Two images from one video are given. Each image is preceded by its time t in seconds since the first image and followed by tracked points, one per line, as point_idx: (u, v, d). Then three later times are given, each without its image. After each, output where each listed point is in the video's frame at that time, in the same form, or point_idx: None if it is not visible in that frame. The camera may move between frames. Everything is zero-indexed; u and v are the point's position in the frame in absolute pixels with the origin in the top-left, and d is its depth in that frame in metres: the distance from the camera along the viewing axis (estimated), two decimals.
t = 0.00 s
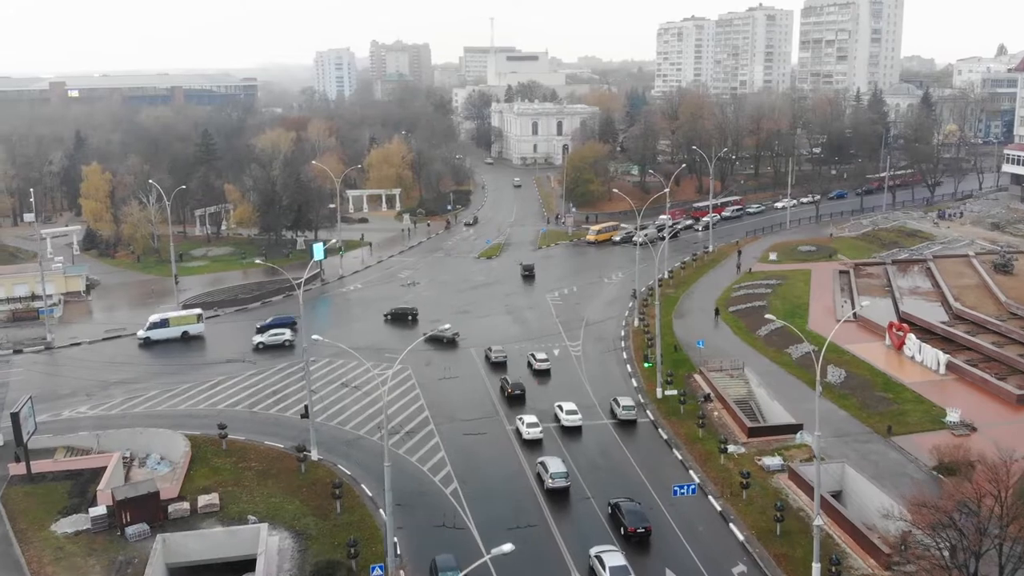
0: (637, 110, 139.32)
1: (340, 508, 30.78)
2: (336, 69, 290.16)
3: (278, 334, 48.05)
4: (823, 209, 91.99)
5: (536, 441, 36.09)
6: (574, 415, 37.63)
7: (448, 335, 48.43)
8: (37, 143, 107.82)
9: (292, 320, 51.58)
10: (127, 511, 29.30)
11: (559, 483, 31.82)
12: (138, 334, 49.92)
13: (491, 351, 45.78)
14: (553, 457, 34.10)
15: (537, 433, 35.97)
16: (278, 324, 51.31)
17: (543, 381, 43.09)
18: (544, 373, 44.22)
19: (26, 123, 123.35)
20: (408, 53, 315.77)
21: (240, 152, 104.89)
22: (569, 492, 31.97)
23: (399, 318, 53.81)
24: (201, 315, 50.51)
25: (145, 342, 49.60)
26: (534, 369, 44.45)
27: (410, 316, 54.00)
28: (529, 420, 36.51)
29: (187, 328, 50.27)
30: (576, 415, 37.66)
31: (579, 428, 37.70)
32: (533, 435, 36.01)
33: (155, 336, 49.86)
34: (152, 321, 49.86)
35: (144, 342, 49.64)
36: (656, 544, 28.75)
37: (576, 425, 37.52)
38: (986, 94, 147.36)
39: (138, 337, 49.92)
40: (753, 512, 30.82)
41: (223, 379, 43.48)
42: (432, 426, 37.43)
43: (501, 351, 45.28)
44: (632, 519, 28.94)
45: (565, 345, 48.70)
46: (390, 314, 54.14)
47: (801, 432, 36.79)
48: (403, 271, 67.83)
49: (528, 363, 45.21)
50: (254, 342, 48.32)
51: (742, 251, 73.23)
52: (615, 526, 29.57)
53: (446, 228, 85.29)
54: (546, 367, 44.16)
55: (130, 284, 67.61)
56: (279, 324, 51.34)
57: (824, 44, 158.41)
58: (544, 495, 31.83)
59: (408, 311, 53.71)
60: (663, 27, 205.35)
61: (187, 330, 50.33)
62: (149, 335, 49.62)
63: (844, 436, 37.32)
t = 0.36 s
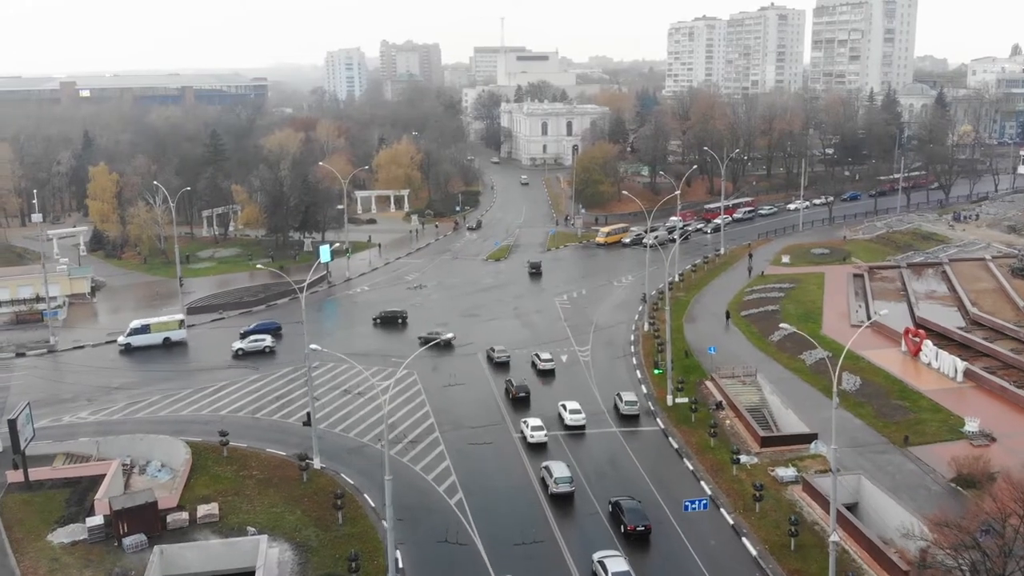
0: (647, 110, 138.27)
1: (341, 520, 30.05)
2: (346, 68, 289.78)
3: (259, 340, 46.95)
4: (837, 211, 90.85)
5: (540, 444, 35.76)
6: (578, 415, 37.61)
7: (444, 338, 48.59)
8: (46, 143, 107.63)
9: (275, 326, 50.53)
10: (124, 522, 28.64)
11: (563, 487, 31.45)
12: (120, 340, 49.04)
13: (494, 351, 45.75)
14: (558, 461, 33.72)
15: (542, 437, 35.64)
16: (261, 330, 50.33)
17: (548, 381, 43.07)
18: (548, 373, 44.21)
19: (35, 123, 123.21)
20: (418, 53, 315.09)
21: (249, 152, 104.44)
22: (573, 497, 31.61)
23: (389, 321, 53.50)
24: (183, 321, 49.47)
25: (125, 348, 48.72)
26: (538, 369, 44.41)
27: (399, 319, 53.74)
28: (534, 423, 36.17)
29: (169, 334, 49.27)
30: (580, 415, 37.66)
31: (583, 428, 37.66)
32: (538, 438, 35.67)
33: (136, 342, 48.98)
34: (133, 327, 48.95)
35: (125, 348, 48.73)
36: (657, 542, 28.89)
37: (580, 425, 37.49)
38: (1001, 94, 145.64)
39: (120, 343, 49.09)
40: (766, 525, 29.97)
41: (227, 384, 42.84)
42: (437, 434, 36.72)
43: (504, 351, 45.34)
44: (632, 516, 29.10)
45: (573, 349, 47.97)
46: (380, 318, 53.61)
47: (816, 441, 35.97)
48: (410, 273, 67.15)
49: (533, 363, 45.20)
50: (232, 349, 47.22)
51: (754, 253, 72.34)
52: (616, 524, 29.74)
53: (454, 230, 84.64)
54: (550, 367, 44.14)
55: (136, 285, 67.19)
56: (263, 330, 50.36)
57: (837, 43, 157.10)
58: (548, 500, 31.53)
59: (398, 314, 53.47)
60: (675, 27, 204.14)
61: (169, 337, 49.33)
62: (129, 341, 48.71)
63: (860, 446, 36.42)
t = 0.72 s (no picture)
0: (665, 110, 137.04)
1: (350, 531, 29.35)
2: (363, 68, 289.66)
3: (243, 345, 46.23)
4: (858, 213, 89.42)
5: (551, 448, 35.49)
6: (588, 414, 37.73)
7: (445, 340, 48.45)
8: (63, 143, 107.79)
9: (266, 331, 49.76)
10: (128, 531, 28.07)
11: (574, 493, 31.05)
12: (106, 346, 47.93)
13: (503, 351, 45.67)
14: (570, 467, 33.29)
15: (552, 440, 35.37)
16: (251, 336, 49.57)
17: (558, 381, 42.99)
18: (558, 373, 44.11)
19: (53, 123, 123.56)
20: (435, 53, 314.62)
21: (264, 152, 104.17)
22: (584, 503, 31.21)
23: (384, 325, 52.71)
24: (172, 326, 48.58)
25: (113, 354, 47.61)
26: (548, 369, 44.30)
27: (394, 322, 53.10)
28: (545, 426, 35.95)
29: (157, 339, 48.29)
30: (590, 414, 37.72)
31: (593, 427, 37.72)
32: (549, 441, 35.42)
33: (124, 347, 47.88)
34: (120, 332, 47.93)
35: (112, 354, 47.63)
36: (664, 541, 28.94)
37: (589, 425, 37.52)
38: None
39: (107, 349, 48.00)
40: (786, 540, 29.06)
41: (237, 388, 42.28)
42: (449, 441, 36.00)
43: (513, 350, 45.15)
44: (639, 515, 29.18)
45: (588, 355, 47.12)
46: (374, 321, 52.88)
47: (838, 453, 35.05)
48: (424, 275, 66.52)
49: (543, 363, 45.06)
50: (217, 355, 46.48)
51: (773, 256, 71.22)
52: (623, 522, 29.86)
53: (469, 231, 83.99)
54: (561, 367, 44.04)
55: (150, 286, 66.97)
56: (253, 335, 49.63)
57: (858, 43, 155.25)
58: (558, 505, 31.17)
59: (393, 317, 52.78)
60: (693, 26, 202.50)
61: (157, 342, 48.32)
62: (116, 347, 47.62)
63: (883, 457, 35.36)
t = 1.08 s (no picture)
0: (691, 110, 135.55)
1: (364, 542, 28.65)
2: (388, 68, 289.84)
3: (232, 350, 45.35)
4: (887, 216, 87.73)
5: (568, 452, 35.06)
6: (604, 413, 37.64)
7: (452, 342, 48.15)
8: (88, 143, 108.23)
9: (262, 335, 48.82)
10: (139, 540, 27.56)
11: (591, 499, 30.71)
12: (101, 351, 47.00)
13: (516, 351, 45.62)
14: (587, 472, 32.85)
15: (570, 444, 35.00)
16: (246, 340, 48.69)
17: (575, 382, 42.86)
18: (575, 374, 43.96)
19: (79, 122, 124.25)
20: (460, 53, 314.39)
21: (286, 152, 104.03)
22: (602, 509, 30.83)
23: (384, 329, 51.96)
24: (167, 330, 47.38)
25: (107, 359, 46.68)
26: (566, 370, 44.23)
27: (395, 326, 52.35)
28: (562, 430, 35.60)
29: (151, 344, 47.19)
30: (607, 414, 37.64)
31: (610, 427, 37.66)
32: (566, 445, 35.00)
33: (118, 352, 46.96)
34: (115, 336, 46.98)
35: (107, 359, 46.71)
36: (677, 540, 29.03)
37: (606, 424, 37.42)
38: None
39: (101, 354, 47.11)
40: (815, 558, 28.04)
41: (255, 392, 41.81)
42: (467, 449, 35.32)
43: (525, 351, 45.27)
44: (653, 515, 29.27)
45: (610, 360, 46.22)
46: (375, 325, 52.11)
47: (868, 466, 34.01)
48: (445, 277, 65.90)
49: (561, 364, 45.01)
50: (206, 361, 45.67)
51: (800, 260, 69.90)
52: (637, 521, 29.97)
53: (491, 232, 83.36)
54: (578, 369, 43.98)
55: (172, 287, 66.90)
56: (249, 339, 48.80)
57: (887, 42, 152.87)
58: (575, 511, 30.82)
59: (394, 321, 52.06)
60: (719, 26, 200.52)
61: (151, 347, 47.25)
62: (111, 352, 46.69)
63: (914, 471, 34.19)
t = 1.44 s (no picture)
0: (716, 112, 134.10)
1: (376, 554, 27.97)
2: (412, 69, 290.04)
3: (219, 356, 44.68)
4: (917, 220, 85.99)
5: (585, 457, 34.61)
6: (621, 414, 37.53)
7: (458, 345, 47.81)
8: (112, 144, 108.75)
9: (256, 341, 48.05)
10: (148, 551, 27.09)
11: (608, 506, 30.25)
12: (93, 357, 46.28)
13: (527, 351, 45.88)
14: (604, 477, 32.39)
15: (587, 449, 34.56)
16: (239, 347, 48.00)
17: (591, 384, 42.67)
18: (592, 376, 43.74)
19: (104, 123, 125.06)
20: (483, 54, 314.08)
21: (308, 153, 103.95)
22: (619, 516, 30.39)
23: (384, 335, 51.28)
24: (161, 336, 46.71)
25: (100, 365, 45.89)
26: (582, 372, 44.06)
27: (394, 331, 51.70)
28: (579, 434, 35.18)
29: (145, 350, 46.59)
30: (623, 414, 37.54)
31: (626, 427, 37.56)
32: (582, 449, 34.56)
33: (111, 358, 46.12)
34: (108, 342, 46.26)
35: (99, 365, 45.95)
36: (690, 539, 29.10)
37: (623, 425, 37.35)
38: None
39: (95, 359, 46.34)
40: None
41: (271, 397, 41.33)
42: (484, 458, 34.65)
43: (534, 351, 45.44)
44: (666, 514, 29.30)
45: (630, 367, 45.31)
46: (374, 331, 51.41)
47: (898, 480, 32.93)
48: (464, 280, 65.25)
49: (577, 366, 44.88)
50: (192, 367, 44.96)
51: (827, 264, 68.58)
52: (649, 521, 30.01)
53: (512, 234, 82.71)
54: (595, 371, 43.82)
55: (193, 289, 66.83)
56: (243, 346, 48.11)
57: (916, 43, 150.53)
58: (591, 518, 30.35)
59: (394, 326, 51.42)
60: (745, 26, 198.61)
61: (145, 353, 46.65)
62: (104, 358, 45.89)
63: (945, 486, 33.02)
